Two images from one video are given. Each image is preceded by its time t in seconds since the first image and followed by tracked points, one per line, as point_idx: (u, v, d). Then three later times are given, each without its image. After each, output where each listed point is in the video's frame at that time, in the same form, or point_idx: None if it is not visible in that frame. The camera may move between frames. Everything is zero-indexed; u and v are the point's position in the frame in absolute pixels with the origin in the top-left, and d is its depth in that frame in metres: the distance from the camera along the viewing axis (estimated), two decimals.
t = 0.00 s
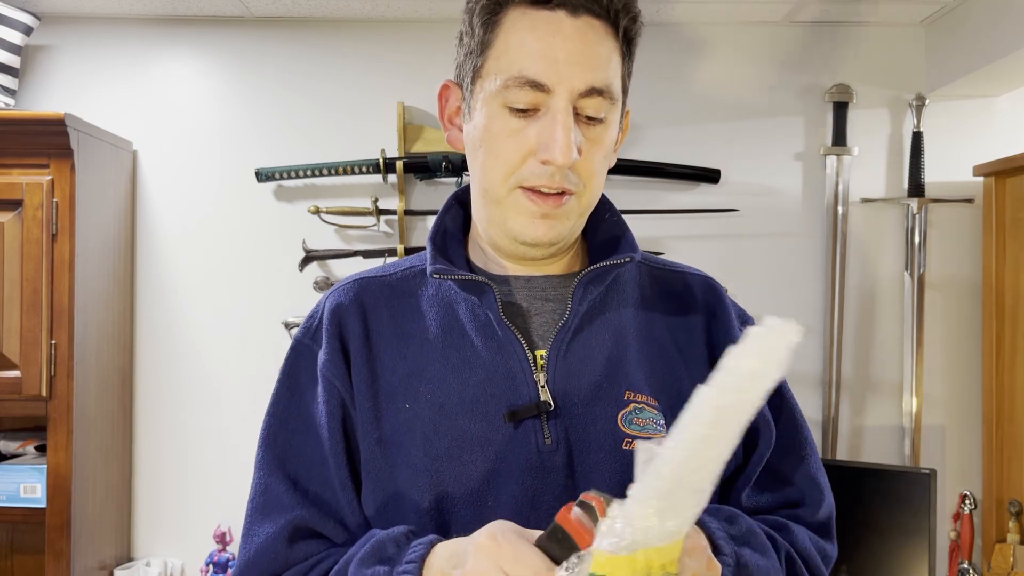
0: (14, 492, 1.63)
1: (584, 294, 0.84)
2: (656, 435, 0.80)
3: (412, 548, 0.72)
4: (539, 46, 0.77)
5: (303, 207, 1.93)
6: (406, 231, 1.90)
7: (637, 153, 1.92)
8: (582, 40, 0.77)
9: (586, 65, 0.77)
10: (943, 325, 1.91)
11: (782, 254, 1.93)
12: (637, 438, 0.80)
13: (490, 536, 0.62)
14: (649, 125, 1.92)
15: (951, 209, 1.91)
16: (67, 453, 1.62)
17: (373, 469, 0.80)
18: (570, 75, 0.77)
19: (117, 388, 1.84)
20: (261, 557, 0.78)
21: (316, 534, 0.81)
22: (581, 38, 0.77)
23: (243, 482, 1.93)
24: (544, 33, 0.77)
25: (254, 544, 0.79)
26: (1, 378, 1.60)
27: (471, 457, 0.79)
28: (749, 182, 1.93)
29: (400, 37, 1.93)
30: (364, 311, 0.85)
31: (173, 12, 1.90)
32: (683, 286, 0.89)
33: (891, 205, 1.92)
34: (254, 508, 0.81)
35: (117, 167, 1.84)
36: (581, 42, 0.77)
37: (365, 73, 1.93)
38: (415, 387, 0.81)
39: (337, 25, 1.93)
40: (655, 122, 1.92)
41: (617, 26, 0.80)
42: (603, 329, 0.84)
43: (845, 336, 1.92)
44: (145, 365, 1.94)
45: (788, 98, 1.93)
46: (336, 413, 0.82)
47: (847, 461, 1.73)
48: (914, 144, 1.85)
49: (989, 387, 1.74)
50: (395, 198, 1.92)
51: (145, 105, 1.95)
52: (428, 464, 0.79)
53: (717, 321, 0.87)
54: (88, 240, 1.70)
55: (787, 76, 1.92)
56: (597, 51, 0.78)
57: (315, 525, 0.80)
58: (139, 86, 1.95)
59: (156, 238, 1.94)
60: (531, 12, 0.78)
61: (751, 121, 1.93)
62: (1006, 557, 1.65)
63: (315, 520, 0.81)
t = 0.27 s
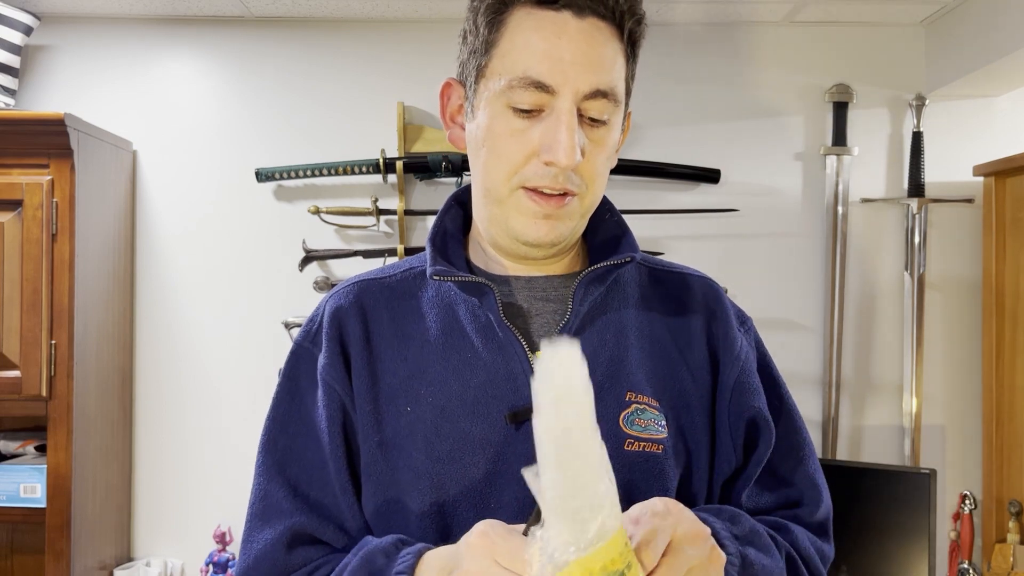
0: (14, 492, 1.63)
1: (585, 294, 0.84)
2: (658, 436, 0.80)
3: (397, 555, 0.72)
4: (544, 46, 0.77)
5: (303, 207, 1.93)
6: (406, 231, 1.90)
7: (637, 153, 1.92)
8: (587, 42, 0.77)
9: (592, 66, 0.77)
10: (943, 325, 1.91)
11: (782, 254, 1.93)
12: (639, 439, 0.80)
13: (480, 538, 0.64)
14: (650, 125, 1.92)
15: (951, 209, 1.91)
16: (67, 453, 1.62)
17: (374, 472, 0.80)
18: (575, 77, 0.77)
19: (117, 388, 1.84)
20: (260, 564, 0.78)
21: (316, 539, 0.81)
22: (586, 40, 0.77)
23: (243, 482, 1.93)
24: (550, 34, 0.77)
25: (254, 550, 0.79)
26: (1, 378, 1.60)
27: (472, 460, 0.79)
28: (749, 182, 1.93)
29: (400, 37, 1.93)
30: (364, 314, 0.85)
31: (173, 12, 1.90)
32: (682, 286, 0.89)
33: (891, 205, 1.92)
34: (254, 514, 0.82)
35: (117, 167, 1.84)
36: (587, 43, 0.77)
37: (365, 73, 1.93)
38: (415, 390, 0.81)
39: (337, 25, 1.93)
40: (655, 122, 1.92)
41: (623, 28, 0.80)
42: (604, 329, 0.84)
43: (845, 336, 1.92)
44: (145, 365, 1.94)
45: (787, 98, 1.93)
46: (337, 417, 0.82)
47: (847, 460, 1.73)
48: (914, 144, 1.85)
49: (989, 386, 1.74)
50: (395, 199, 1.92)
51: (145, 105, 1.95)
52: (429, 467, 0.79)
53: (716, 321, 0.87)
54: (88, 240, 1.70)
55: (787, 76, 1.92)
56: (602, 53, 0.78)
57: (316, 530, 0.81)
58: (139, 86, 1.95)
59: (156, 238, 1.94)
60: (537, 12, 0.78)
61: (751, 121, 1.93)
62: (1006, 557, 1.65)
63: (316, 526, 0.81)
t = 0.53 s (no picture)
0: (14, 492, 1.63)
1: (587, 291, 0.84)
2: (663, 432, 0.80)
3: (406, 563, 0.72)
4: (546, 49, 0.77)
5: (303, 207, 1.93)
6: (406, 231, 1.90)
7: (637, 153, 1.92)
8: (589, 46, 0.77)
9: (594, 71, 0.77)
10: (943, 325, 1.91)
11: (782, 254, 1.93)
12: (643, 435, 0.80)
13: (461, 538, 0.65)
14: (650, 125, 1.92)
15: (951, 209, 1.91)
16: (67, 453, 1.62)
17: (379, 472, 0.80)
18: (577, 81, 0.77)
19: (117, 388, 1.84)
20: (271, 571, 0.79)
21: (324, 543, 0.82)
22: (588, 44, 0.77)
23: (243, 482, 1.94)
24: (552, 36, 0.77)
25: (264, 557, 0.79)
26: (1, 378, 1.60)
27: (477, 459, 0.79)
28: (749, 182, 1.92)
29: (400, 37, 1.92)
30: (365, 314, 0.85)
31: (173, 12, 1.90)
32: (683, 282, 0.89)
33: (891, 205, 1.92)
34: (261, 520, 0.82)
35: (117, 167, 1.85)
36: (589, 47, 0.77)
37: (365, 73, 1.93)
38: (418, 390, 0.81)
39: (337, 25, 1.93)
40: (655, 122, 1.92)
41: (625, 32, 0.80)
42: (606, 326, 0.83)
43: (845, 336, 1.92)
44: (145, 365, 1.94)
45: (787, 98, 1.93)
46: (341, 419, 0.82)
47: (847, 461, 1.73)
48: (914, 144, 1.85)
49: (989, 386, 1.74)
50: (395, 198, 1.92)
51: (145, 105, 1.95)
52: (435, 467, 0.79)
53: (717, 317, 0.87)
54: (88, 240, 1.70)
55: (787, 76, 1.92)
56: (605, 57, 0.77)
57: (323, 535, 0.81)
58: (139, 86, 1.95)
59: (156, 238, 1.94)
60: (539, 14, 0.78)
61: (751, 120, 1.93)
62: (1006, 557, 1.65)
63: (324, 530, 0.81)
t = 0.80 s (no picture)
0: (14, 492, 1.63)
1: (589, 292, 0.84)
2: (665, 433, 0.80)
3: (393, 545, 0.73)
4: (548, 50, 0.77)
5: (303, 207, 1.93)
6: (406, 231, 1.90)
7: (637, 153, 1.92)
8: (590, 49, 0.77)
9: (594, 73, 0.77)
10: (944, 325, 1.91)
11: (782, 254, 1.93)
12: (644, 436, 0.80)
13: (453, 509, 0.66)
14: (649, 125, 1.92)
15: (951, 209, 1.91)
16: (67, 453, 1.62)
17: (380, 472, 0.81)
18: (577, 83, 0.77)
19: (117, 387, 1.84)
20: (270, 569, 0.80)
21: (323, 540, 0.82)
22: (589, 47, 0.77)
23: (243, 482, 1.94)
24: (554, 37, 0.77)
25: (263, 556, 0.80)
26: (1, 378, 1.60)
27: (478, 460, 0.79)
28: (749, 182, 1.92)
29: (400, 37, 1.92)
30: (366, 313, 0.84)
31: (173, 12, 1.90)
32: (685, 282, 0.89)
33: (891, 205, 1.92)
34: (260, 519, 0.82)
35: (117, 167, 1.85)
36: (590, 49, 0.77)
37: (365, 72, 1.93)
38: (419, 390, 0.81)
39: (337, 25, 1.93)
40: (655, 122, 1.92)
41: (627, 37, 0.80)
42: (608, 327, 0.83)
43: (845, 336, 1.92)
44: (145, 365, 1.94)
45: (787, 98, 1.93)
46: (342, 418, 0.82)
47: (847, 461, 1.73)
48: (914, 144, 1.85)
49: (989, 386, 1.74)
50: (395, 198, 1.92)
51: (146, 105, 1.95)
52: (436, 468, 0.79)
53: (719, 318, 0.87)
54: (88, 240, 1.70)
55: (787, 75, 1.92)
56: (606, 59, 0.77)
57: (322, 532, 0.82)
58: (139, 86, 1.95)
59: (156, 238, 1.94)
60: (541, 16, 0.78)
61: (751, 120, 1.93)
62: (1006, 557, 1.65)
63: (323, 527, 0.82)
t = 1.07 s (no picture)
0: (14, 492, 1.63)
1: (589, 293, 0.84)
2: (660, 437, 0.80)
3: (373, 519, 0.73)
4: (544, 51, 0.77)
5: (303, 207, 1.93)
6: (406, 231, 1.90)
7: (637, 153, 1.92)
8: (586, 48, 0.77)
9: (589, 73, 0.77)
10: (944, 325, 1.91)
11: (782, 254, 1.93)
12: (642, 439, 0.80)
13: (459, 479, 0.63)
14: (649, 125, 1.92)
15: (951, 209, 1.91)
16: (67, 453, 1.62)
17: (377, 471, 0.81)
18: (572, 83, 0.77)
19: (117, 387, 1.84)
20: (259, 563, 0.79)
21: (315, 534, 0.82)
22: (585, 47, 0.77)
23: (243, 482, 1.94)
24: (550, 37, 0.77)
25: (253, 549, 0.79)
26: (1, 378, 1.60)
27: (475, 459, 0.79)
28: (749, 182, 1.93)
29: (400, 37, 1.92)
30: (365, 312, 0.84)
31: (173, 12, 1.90)
32: (687, 285, 0.89)
33: (891, 205, 1.92)
34: (252, 512, 0.82)
35: (117, 167, 1.84)
36: (586, 49, 0.77)
37: (365, 72, 1.93)
38: (417, 388, 0.81)
39: (337, 24, 1.93)
40: (655, 122, 1.92)
41: (626, 36, 0.80)
42: (607, 329, 0.83)
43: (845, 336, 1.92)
44: (145, 365, 1.94)
45: (787, 98, 1.93)
46: (337, 416, 0.82)
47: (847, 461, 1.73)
48: (914, 144, 1.85)
49: (989, 386, 1.74)
50: (395, 198, 1.92)
51: (145, 105, 1.95)
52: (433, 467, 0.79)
53: (719, 321, 0.87)
54: (88, 240, 1.70)
55: (787, 76, 1.92)
56: (601, 58, 0.77)
57: (315, 524, 0.81)
58: (139, 86, 1.95)
59: (156, 238, 1.94)
60: (537, 16, 0.78)
61: (751, 120, 1.93)
62: (1006, 557, 1.65)
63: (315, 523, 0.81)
